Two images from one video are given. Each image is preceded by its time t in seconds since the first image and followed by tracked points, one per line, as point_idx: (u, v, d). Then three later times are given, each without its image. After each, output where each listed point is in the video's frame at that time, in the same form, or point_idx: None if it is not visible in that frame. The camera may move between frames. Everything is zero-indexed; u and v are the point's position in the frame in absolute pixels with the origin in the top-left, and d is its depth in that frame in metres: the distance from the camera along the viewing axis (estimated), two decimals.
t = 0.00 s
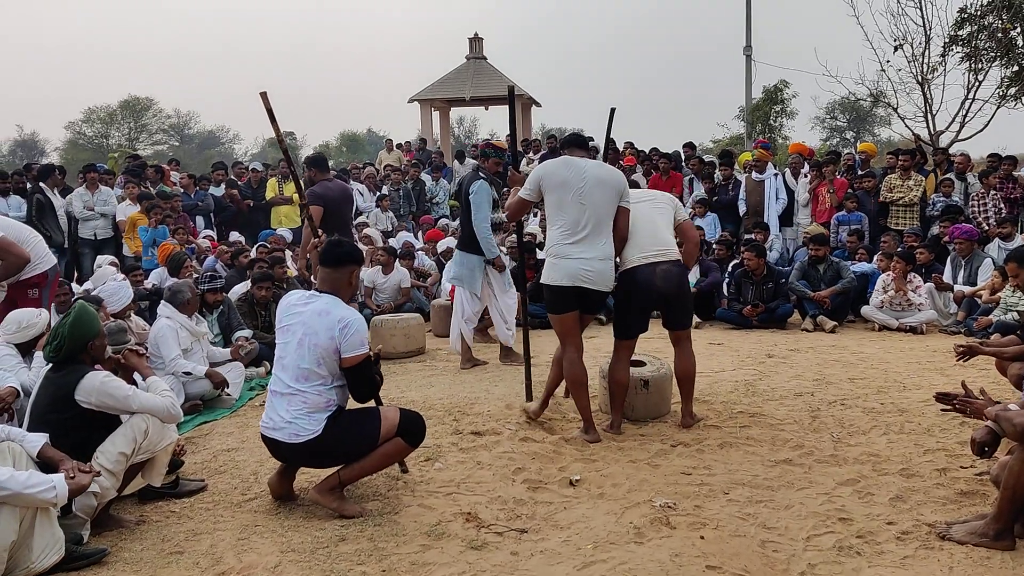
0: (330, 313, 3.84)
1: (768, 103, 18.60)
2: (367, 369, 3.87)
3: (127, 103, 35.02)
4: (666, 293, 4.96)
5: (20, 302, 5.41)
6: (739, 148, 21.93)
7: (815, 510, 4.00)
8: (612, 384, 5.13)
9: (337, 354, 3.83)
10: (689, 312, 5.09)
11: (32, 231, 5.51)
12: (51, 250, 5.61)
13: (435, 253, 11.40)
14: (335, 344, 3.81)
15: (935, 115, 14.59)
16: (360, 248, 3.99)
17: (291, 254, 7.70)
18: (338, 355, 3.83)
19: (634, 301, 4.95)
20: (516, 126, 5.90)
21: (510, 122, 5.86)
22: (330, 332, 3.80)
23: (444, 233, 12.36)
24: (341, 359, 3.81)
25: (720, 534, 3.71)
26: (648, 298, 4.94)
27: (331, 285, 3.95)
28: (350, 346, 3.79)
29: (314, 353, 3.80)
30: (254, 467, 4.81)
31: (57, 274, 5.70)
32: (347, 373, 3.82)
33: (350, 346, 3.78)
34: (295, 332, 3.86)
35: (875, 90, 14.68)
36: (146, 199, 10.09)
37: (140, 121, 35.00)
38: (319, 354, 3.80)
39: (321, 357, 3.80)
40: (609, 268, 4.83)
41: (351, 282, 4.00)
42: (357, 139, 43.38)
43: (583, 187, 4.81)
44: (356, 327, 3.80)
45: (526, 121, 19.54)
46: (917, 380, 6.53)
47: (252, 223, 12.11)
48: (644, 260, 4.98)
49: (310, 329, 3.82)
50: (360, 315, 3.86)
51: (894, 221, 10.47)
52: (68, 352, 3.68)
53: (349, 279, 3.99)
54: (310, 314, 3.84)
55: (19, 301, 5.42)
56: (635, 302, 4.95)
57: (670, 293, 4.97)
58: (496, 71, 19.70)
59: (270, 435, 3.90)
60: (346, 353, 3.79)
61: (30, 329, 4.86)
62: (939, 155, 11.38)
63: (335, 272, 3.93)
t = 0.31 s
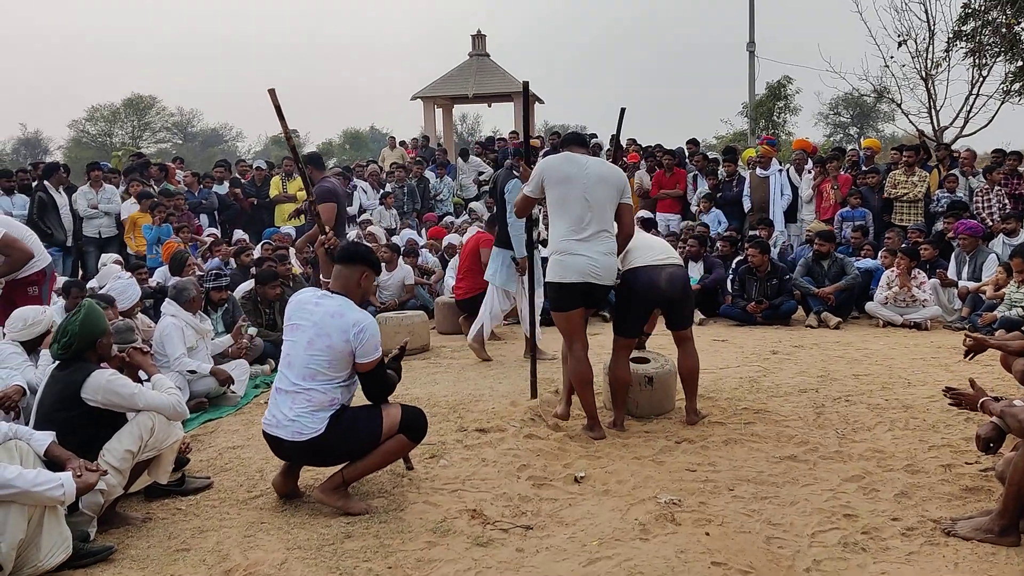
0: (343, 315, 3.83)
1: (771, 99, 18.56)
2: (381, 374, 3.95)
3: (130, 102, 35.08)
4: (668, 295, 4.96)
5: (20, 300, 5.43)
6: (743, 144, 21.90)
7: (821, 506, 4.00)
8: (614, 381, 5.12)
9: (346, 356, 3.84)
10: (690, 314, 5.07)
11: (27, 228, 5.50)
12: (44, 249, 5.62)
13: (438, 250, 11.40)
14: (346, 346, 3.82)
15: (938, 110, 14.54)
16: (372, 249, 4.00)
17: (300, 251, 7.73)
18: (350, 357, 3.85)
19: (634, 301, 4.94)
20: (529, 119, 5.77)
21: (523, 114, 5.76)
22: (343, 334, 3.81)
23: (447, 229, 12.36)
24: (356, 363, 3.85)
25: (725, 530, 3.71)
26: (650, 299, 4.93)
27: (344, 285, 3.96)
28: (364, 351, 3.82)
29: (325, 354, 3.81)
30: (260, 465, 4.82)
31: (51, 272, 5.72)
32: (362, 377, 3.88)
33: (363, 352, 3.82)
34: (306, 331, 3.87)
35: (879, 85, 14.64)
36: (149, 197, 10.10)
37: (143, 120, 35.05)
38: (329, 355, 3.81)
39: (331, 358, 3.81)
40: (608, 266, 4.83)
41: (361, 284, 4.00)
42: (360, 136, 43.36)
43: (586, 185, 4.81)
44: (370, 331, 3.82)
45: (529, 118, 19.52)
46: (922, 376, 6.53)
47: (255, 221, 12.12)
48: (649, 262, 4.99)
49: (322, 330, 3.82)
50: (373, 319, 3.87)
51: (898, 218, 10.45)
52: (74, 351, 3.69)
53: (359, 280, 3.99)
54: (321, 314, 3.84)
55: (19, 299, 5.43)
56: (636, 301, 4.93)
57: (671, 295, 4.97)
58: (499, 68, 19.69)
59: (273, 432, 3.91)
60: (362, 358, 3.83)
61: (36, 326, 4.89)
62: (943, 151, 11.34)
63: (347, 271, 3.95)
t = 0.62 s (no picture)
0: (352, 315, 3.85)
1: (772, 97, 18.55)
2: (387, 373, 3.98)
3: (132, 102, 35.08)
4: (671, 292, 4.95)
5: (20, 299, 5.43)
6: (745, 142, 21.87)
7: (823, 504, 4.00)
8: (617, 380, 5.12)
9: (354, 356, 3.85)
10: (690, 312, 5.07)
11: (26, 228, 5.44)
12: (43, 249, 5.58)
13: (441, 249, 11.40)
14: (354, 346, 3.83)
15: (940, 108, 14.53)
16: (382, 251, 4.00)
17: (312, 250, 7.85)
18: (358, 357, 3.87)
19: (635, 299, 4.95)
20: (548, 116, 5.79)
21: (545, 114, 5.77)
22: (352, 334, 3.82)
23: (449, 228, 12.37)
24: (364, 363, 3.87)
25: (729, 529, 3.71)
26: (650, 297, 4.93)
27: (351, 285, 3.95)
28: (371, 351, 3.84)
29: (333, 353, 3.82)
30: (263, 464, 4.83)
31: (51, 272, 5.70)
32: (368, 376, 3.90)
33: (372, 352, 3.84)
34: (314, 330, 3.88)
35: (881, 83, 14.63)
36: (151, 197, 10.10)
37: (145, 120, 35.06)
38: (337, 354, 3.82)
39: (339, 357, 3.82)
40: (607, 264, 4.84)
41: (369, 285, 3.98)
42: (362, 136, 43.36)
43: (585, 182, 4.82)
44: (378, 331, 3.84)
45: (530, 117, 19.50)
46: (925, 373, 6.52)
47: (257, 221, 12.13)
48: (652, 259, 5.00)
49: (330, 329, 3.84)
50: (381, 319, 3.88)
51: (901, 215, 10.43)
52: (78, 350, 3.70)
53: (367, 280, 3.97)
54: (330, 313, 3.86)
55: (19, 298, 5.43)
56: (638, 300, 4.94)
57: (672, 293, 4.96)
58: (500, 67, 19.68)
59: (278, 431, 3.91)
60: (369, 357, 3.85)
61: (39, 326, 4.90)
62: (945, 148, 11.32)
63: (354, 271, 3.94)
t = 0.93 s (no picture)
0: (360, 314, 3.86)
1: (773, 95, 18.53)
2: (392, 374, 3.96)
3: (133, 103, 35.09)
4: (672, 290, 4.96)
5: (21, 299, 5.42)
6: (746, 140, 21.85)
7: (827, 502, 4.00)
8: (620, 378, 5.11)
9: (360, 355, 3.86)
10: (691, 311, 5.07)
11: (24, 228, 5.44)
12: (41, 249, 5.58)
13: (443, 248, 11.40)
14: (360, 345, 3.84)
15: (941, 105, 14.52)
16: (389, 253, 4.01)
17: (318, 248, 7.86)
18: (364, 357, 3.87)
19: (636, 298, 4.96)
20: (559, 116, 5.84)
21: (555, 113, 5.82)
22: (359, 334, 3.83)
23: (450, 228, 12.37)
24: (368, 362, 3.86)
25: (732, 527, 3.71)
26: (651, 295, 4.94)
27: (359, 287, 3.96)
28: (376, 351, 3.83)
29: (339, 352, 3.83)
30: (266, 464, 4.83)
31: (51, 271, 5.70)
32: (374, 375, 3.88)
33: (377, 351, 3.83)
34: (321, 329, 3.89)
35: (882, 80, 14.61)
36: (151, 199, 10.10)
37: (146, 120, 35.09)
38: (343, 353, 3.83)
39: (345, 356, 3.83)
40: (600, 265, 4.76)
41: (377, 286, 3.99)
42: (362, 135, 43.37)
43: (580, 182, 4.78)
44: (385, 330, 3.84)
45: (531, 116, 19.49)
46: (928, 371, 6.51)
47: (258, 221, 12.13)
48: (652, 257, 4.99)
49: (337, 328, 3.85)
50: (389, 319, 3.89)
51: (902, 213, 10.41)
52: (80, 351, 3.71)
53: (375, 282, 3.98)
54: (338, 313, 3.87)
55: (20, 298, 5.42)
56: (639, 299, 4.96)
57: (674, 291, 4.97)
58: (501, 66, 19.67)
59: (280, 429, 3.91)
60: (374, 357, 3.84)
61: (42, 326, 4.90)
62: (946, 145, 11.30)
63: (362, 274, 3.95)
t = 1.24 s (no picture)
0: (368, 314, 3.87)
1: (772, 92, 18.53)
2: (398, 373, 3.94)
3: (131, 103, 35.09)
4: (675, 289, 4.96)
5: (22, 300, 5.42)
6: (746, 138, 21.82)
7: (828, 498, 4.00)
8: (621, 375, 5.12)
9: (366, 354, 3.85)
10: (694, 309, 5.08)
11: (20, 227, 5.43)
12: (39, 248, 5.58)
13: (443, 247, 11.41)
14: (367, 344, 3.84)
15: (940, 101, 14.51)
16: (395, 255, 4.00)
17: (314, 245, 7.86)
18: (369, 356, 3.87)
19: (638, 297, 4.93)
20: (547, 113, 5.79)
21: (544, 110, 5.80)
22: (366, 332, 3.83)
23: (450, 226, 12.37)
24: (374, 361, 3.86)
25: (733, 523, 3.72)
26: (654, 294, 4.92)
27: (365, 288, 3.95)
28: (383, 349, 3.83)
29: (344, 350, 3.83)
30: (267, 463, 4.84)
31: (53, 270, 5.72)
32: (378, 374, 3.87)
33: (385, 349, 3.83)
34: (328, 327, 3.90)
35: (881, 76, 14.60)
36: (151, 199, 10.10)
37: (145, 120, 35.10)
38: (348, 351, 3.83)
39: (349, 354, 3.83)
40: (591, 264, 4.65)
41: (383, 288, 3.99)
42: (361, 135, 43.33)
43: (567, 181, 4.70)
44: (393, 330, 3.85)
45: (530, 114, 19.49)
46: (928, 367, 6.52)
47: (258, 221, 12.14)
48: (659, 257, 5.00)
49: (345, 326, 3.85)
50: (398, 319, 3.90)
51: (902, 209, 10.39)
52: (79, 352, 3.71)
53: (380, 284, 3.97)
54: (346, 313, 3.88)
55: (21, 299, 5.43)
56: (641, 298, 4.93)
57: (677, 289, 4.97)
58: (500, 64, 19.67)
59: (281, 427, 3.91)
60: (381, 355, 3.84)
61: (44, 327, 4.90)
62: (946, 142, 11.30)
63: (367, 276, 3.95)
